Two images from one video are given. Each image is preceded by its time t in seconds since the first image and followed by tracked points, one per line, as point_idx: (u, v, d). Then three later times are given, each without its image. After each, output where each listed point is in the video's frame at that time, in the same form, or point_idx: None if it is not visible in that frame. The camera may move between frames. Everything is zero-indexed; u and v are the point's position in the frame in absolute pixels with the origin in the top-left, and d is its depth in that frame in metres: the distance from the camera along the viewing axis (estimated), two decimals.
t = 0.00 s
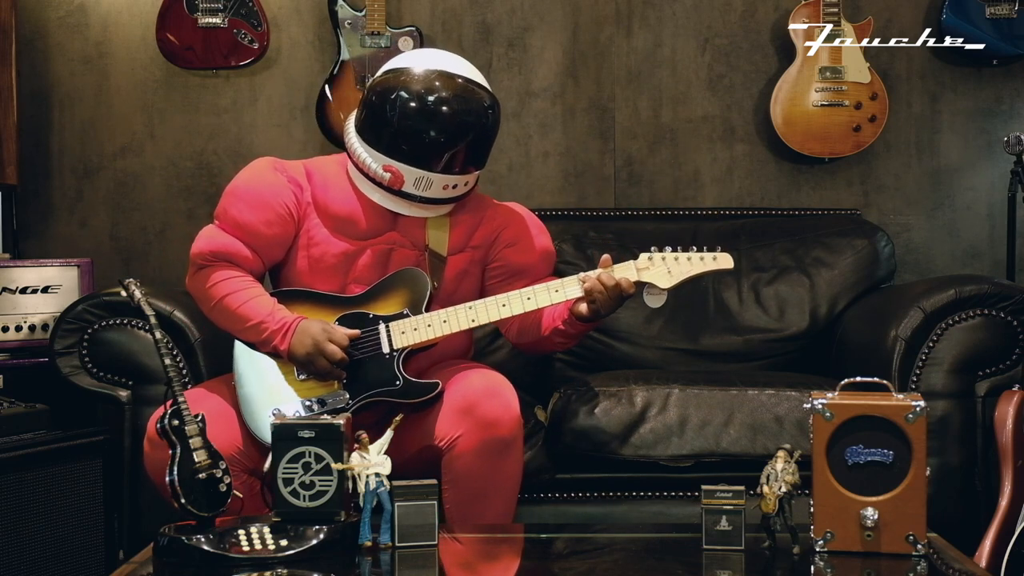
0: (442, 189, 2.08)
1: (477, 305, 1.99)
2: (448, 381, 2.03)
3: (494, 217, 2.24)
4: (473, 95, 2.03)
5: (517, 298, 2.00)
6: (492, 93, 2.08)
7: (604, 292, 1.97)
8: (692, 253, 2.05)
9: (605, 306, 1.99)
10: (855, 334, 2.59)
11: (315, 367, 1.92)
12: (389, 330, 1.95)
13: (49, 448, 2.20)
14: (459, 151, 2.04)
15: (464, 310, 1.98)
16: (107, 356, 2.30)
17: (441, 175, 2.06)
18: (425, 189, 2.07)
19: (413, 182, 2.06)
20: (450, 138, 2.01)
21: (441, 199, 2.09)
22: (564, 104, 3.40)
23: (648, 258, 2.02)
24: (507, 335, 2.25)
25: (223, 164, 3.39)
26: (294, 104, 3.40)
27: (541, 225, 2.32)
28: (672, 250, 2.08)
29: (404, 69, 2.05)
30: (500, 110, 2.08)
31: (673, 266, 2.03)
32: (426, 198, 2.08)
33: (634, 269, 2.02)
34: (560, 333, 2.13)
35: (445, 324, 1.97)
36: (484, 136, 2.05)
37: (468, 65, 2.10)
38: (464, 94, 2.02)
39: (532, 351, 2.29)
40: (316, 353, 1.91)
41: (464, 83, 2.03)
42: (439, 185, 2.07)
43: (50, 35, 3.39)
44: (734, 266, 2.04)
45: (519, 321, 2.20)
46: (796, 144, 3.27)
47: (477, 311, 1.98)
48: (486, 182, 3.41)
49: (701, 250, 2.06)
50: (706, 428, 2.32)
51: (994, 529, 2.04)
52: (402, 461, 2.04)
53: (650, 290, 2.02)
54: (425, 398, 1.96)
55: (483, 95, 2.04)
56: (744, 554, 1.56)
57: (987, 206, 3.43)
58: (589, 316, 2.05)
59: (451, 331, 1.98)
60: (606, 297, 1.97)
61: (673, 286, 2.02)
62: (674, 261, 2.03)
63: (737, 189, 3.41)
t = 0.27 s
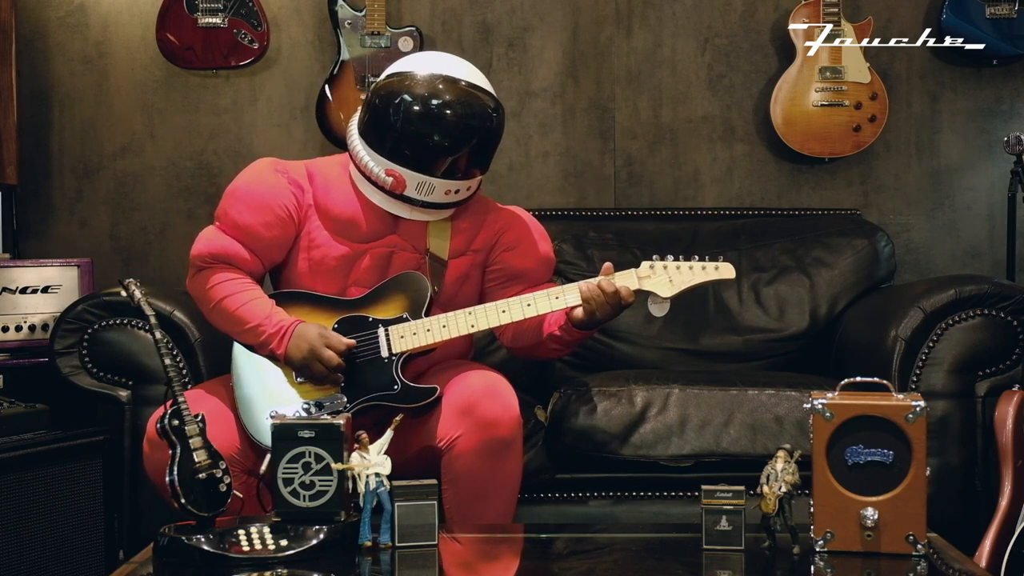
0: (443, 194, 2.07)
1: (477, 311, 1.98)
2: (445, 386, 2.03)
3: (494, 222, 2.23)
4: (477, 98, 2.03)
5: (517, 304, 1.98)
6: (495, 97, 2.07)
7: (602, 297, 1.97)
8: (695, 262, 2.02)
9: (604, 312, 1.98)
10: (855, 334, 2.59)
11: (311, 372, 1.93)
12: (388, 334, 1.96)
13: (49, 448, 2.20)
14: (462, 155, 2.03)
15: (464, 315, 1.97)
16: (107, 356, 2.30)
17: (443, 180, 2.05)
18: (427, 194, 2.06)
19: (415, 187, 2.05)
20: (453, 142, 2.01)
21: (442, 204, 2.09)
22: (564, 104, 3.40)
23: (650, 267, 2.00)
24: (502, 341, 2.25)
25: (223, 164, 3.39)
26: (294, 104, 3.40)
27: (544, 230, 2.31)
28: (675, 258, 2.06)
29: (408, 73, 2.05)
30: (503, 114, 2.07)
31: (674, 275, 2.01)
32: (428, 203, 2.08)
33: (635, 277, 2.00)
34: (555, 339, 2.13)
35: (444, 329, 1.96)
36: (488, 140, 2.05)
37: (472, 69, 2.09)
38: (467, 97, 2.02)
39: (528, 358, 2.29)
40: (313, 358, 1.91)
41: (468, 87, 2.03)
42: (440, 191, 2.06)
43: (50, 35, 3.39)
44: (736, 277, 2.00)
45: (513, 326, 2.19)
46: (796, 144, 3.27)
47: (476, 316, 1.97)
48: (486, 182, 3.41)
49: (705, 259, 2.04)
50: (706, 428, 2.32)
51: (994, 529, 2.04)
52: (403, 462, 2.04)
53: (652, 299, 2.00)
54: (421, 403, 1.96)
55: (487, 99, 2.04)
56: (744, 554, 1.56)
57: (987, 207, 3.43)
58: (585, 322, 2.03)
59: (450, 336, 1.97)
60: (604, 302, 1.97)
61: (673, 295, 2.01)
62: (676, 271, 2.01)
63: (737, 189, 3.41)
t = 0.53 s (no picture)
0: (445, 199, 2.07)
1: (478, 317, 1.99)
2: (444, 387, 2.03)
3: (495, 225, 2.23)
4: (479, 102, 2.02)
5: (517, 309, 2.00)
6: (497, 100, 2.07)
7: (602, 303, 1.97)
8: (695, 270, 2.04)
9: (603, 318, 1.99)
10: (855, 334, 2.59)
11: (308, 375, 1.93)
12: (388, 337, 1.96)
13: (49, 448, 2.20)
14: (463, 160, 2.03)
15: (464, 321, 1.99)
16: (107, 356, 2.30)
17: (445, 184, 2.05)
18: (428, 198, 2.07)
19: (416, 191, 2.05)
20: (455, 146, 2.01)
21: (443, 208, 2.09)
22: (564, 104, 3.40)
23: (651, 273, 2.01)
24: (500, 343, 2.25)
25: (223, 164, 3.39)
26: (294, 104, 3.40)
27: (544, 232, 2.31)
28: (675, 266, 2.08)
29: (410, 76, 2.04)
30: (506, 118, 2.07)
31: (675, 282, 2.03)
32: (429, 207, 2.08)
33: (636, 284, 2.01)
34: (553, 343, 2.13)
35: (444, 334, 1.97)
36: (490, 144, 2.05)
37: (474, 71, 2.09)
38: (469, 101, 2.01)
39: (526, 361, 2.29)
40: (311, 361, 1.91)
41: (470, 90, 2.02)
42: (441, 195, 2.07)
43: (50, 35, 3.39)
44: (736, 284, 2.02)
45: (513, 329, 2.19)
46: (796, 144, 3.27)
47: (477, 322, 1.99)
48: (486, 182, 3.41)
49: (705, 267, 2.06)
50: (706, 428, 2.32)
51: (994, 529, 2.04)
52: (404, 462, 2.04)
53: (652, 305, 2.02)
54: (419, 407, 1.96)
55: (488, 102, 2.04)
56: (744, 554, 1.56)
57: (987, 207, 3.43)
58: (584, 328, 2.03)
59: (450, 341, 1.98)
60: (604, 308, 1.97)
61: (673, 301, 2.02)
62: (676, 278, 2.03)
63: (737, 189, 3.41)
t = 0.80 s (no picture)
0: (446, 202, 2.07)
1: (478, 320, 1.99)
2: (444, 387, 2.03)
3: (496, 228, 2.23)
4: (481, 105, 2.02)
5: (518, 313, 2.00)
6: (499, 103, 2.07)
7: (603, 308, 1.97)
8: (697, 275, 2.04)
9: (605, 324, 1.98)
10: (855, 334, 2.59)
11: (307, 380, 1.92)
12: (388, 341, 1.96)
13: (49, 449, 2.19)
14: (465, 163, 2.03)
15: (464, 323, 1.99)
16: (107, 356, 2.30)
17: (446, 188, 2.05)
18: (430, 202, 2.06)
19: (417, 195, 2.05)
20: (457, 148, 2.00)
21: (444, 211, 2.09)
22: (564, 104, 3.40)
23: (652, 279, 2.01)
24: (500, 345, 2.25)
25: (223, 164, 3.39)
26: (294, 104, 3.40)
27: (545, 235, 2.31)
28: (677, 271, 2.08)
29: (411, 79, 2.04)
30: (508, 120, 2.07)
31: (676, 287, 2.03)
32: (431, 210, 2.08)
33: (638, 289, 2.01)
34: (554, 347, 2.13)
35: (444, 337, 1.97)
36: (492, 147, 2.05)
37: (476, 73, 2.09)
38: (471, 103, 2.01)
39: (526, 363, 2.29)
40: (310, 366, 1.91)
41: (472, 93, 2.02)
42: (443, 199, 2.06)
43: (50, 35, 3.39)
44: (738, 290, 2.02)
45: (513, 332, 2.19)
46: (796, 144, 3.27)
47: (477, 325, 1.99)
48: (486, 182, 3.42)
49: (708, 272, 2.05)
50: (706, 428, 2.32)
51: (994, 529, 2.04)
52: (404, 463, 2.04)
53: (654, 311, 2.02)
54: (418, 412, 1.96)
55: (491, 105, 2.03)
56: (744, 554, 1.56)
57: (987, 207, 3.43)
58: (584, 332, 2.04)
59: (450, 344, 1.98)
60: (604, 313, 1.97)
61: (674, 307, 2.02)
62: (678, 283, 2.03)
63: (737, 189, 3.41)
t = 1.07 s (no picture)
0: (446, 203, 2.07)
1: (477, 321, 1.99)
2: (443, 386, 2.03)
3: (496, 228, 2.23)
4: (480, 105, 2.02)
5: (519, 315, 2.00)
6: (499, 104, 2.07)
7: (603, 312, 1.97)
8: (698, 279, 2.04)
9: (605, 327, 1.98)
10: (855, 334, 2.59)
11: (319, 351, 1.92)
12: (388, 342, 1.95)
13: (49, 449, 2.19)
14: (465, 163, 2.02)
15: (464, 325, 1.98)
16: (107, 356, 2.30)
17: (446, 188, 2.05)
18: (429, 202, 2.06)
19: (417, 195, 2.05)
20: (457, 149, 2.00)
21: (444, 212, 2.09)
22: (564, 104, 3.40)
23: (653, 282, 2.01)
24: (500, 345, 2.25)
25: (223, 164, 3.39)
26: (294, 104, 3.40)
27: (545, 235, 2.31)
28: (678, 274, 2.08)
29: (411, 79, 2.04)
30: (508, 121, 2.07)
31: (677, 291, 2.04)
32: (431, 211, 2.08)
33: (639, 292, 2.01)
34: (553, 347, 2.13)
35: (444, 339, 1.97)
36: (492, 148, 2.05)
37: (476, 74, 2.09)
38: (471, 104, 2.01)
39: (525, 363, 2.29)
40: (322, 334, 1.92)
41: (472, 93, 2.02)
42: (443, 199, 2.06)
43: (50, 35, 3.39)
44: (738, 294, 2.04)
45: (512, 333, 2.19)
46: (796, 144, 3.27)
47: (477, 327, 1.98)
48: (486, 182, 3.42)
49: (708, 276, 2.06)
50: (706, 428, 2.32)
51: (994, 529, 2.04)
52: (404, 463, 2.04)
53: (654, 314, 2.02)
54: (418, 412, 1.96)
55: (490, 105, 2.03)
56: (744, 554, 1.56)
57: (987, 207, 3.43)
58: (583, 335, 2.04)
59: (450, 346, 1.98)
60: (605, 317, 1.97)
61: (675, 311, 2.03)
62: (679, 287, 2.03)
63: (737, 189, 3.41)
